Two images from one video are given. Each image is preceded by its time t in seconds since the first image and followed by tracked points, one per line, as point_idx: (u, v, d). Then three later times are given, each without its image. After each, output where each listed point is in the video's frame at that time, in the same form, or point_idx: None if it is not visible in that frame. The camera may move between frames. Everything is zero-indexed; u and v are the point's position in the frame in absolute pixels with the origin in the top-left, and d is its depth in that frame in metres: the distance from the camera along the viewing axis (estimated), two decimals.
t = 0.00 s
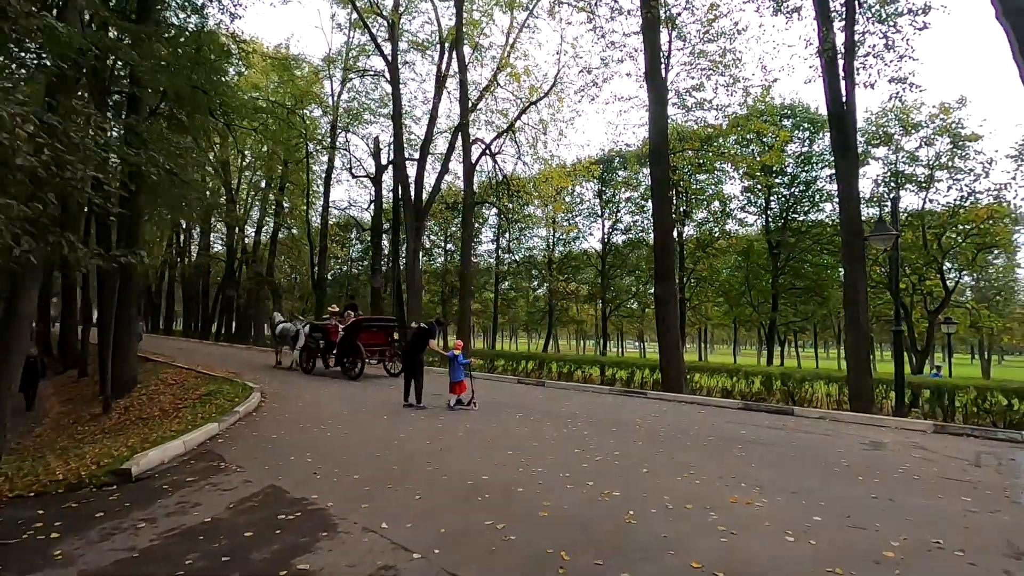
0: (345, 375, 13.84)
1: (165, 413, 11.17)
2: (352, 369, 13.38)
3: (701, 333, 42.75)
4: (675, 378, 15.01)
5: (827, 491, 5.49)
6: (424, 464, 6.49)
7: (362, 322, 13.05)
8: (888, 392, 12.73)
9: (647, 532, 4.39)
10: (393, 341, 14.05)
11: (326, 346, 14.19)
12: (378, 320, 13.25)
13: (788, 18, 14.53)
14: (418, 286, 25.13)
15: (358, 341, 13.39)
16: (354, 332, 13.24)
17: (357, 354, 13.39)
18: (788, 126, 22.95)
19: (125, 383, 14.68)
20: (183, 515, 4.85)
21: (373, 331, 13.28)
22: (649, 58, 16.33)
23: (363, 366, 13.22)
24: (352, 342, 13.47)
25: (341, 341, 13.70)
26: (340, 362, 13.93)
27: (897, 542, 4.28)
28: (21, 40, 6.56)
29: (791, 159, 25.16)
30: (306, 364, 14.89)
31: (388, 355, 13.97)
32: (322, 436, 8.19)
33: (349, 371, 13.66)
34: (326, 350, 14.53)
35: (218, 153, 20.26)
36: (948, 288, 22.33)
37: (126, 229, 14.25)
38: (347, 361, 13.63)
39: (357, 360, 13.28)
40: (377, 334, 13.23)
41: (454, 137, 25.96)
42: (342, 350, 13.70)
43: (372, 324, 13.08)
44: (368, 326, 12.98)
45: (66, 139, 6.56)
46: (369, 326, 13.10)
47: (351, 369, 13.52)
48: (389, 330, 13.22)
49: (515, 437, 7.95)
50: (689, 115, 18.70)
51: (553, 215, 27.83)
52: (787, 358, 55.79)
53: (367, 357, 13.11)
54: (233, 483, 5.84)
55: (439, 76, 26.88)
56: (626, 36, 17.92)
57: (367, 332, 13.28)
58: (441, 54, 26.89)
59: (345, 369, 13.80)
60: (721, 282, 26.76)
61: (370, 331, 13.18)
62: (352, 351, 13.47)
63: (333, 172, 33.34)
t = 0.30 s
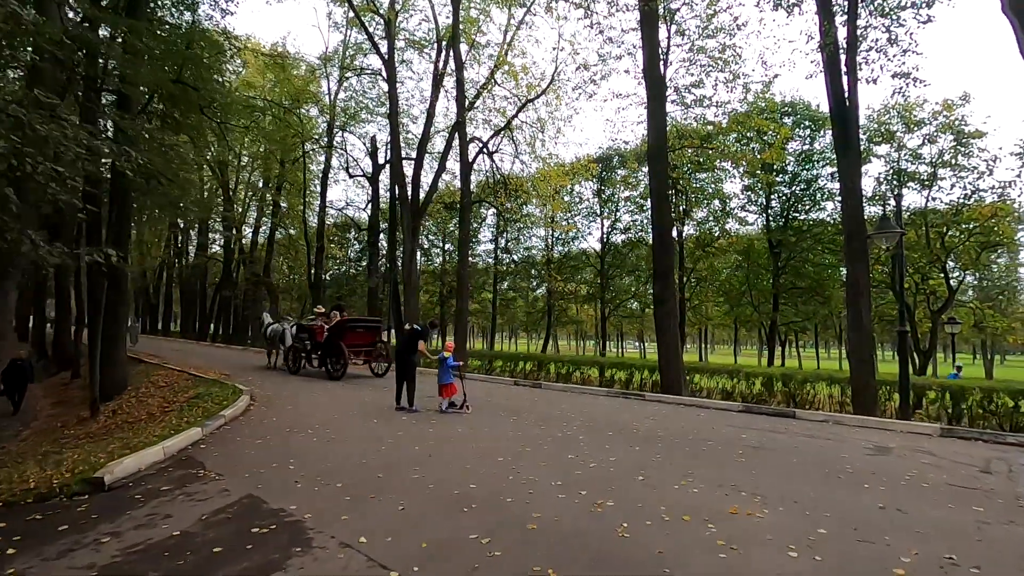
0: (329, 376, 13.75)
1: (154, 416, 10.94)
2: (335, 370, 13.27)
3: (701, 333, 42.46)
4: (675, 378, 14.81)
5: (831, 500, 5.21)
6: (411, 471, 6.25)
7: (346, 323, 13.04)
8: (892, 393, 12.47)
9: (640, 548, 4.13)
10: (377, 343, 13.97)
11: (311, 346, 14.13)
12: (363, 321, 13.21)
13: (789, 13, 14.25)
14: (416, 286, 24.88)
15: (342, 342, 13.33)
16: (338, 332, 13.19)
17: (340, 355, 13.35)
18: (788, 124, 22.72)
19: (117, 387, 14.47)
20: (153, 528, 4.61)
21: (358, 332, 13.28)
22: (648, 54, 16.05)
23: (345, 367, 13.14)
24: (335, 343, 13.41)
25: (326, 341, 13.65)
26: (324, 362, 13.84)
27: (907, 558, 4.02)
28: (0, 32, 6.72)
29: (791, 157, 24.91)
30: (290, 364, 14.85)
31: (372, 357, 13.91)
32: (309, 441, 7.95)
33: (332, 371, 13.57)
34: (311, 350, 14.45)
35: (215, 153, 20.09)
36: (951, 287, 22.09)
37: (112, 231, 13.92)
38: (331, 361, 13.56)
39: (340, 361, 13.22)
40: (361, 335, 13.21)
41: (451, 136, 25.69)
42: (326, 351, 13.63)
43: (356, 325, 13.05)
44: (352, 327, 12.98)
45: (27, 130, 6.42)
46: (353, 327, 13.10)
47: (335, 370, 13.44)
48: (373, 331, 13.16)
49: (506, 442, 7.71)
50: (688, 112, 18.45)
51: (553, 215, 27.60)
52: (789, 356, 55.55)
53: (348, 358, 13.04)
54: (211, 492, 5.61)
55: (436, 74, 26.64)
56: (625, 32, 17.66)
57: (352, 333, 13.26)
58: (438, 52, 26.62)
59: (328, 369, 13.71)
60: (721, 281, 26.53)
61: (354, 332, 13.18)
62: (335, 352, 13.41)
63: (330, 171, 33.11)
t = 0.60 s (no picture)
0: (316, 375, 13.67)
1: (145, 417, 10.77)
2: (322, 369, 13.25)
3: (704, 332, 42.12)
4: (675, 379, 14.59)
5: (833, 507, 4.97)
6: (397, 475, 6.03)
7: (332, 323, 12.97)
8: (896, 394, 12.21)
9: (630, 558, 3.90)
10: (365, 342, 13.87)
11: (299, 345, 14.06)
12: (350, 320, 13.12)
13: (791, 6, 13.95)
14: (415, 285, 24.68)
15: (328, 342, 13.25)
16: (324, 331, 13.12)
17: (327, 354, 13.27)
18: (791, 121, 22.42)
19: (110, 387, 14.31)
20: (121, 535, 4.41)
21: (344, 331, 13.19)
22: (648, 50, 15.79)
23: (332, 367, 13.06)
24: (322, 342, 13.34)
25: (313, 340, 13.57)
26: (311, 361, 13.76)
27: (915, 570, 3.78)
28: None
29: (795, 154, 24.59)
30: (279, 363, 14.80)
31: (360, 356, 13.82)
32: (297, 443, 7.75)
33: (319, 370, 13.49)
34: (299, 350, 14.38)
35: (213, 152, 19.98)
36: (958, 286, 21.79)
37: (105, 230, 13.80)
38: (318, 361, 13.48)
39: (326, 360, 13.15)
40: (347, 334, 13.12)
41: (450, 134, 25.49)
42: (313, 350, 13.55)
43: (342, 324, 12.97)
44: (337, 326, 12.90)
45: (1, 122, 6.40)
46: (340, 327, 13.02)
47: (321, 369, 13.36)
48: (359, 331, 13.05)
49: (497, 445, 7.49)
50: (690, 109, 18.15)
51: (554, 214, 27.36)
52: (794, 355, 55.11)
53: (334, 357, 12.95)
54: (188, 496, 5.41)
55: (436, 72, 26.44)
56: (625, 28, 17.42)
57: (338, 332, 13.18)
58: (437, 50, 26.41)
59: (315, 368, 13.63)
60: (723, 280, 26.21)
61: (340, 331, 13.09)
62: (322, 351, 13.34)
63: (330, 171, 32.96)
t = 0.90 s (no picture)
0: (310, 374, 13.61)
1: (143, 418, 10.68)
2: (316, 368, 13.18)
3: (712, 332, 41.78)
4: (681, 380, 14.27)
5: (841, 519, 4.70)
6: (387, 481, 5.84)
7: (326, 323, 12.87)
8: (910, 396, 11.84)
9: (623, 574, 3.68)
10: (359, 342, 13.76)
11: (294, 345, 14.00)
12: (344, 320, 13.00)
13: None
14: (420, 285, 24.52)
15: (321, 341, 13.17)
16: (317, 331, 13.04)
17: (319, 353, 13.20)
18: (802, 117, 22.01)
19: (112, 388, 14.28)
20: (95, 545, 4.25)
21: (338, 332, 13.09)
22: (653, 45, 15.49)
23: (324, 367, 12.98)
24: (315, 341, 13.26)
25: (308, 340, 13.49)
26: (305, 361, 13.69)
27: None
28: None
29: (805, 151, 24.16)
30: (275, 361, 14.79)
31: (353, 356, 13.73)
32: (289, 446, 7.59)
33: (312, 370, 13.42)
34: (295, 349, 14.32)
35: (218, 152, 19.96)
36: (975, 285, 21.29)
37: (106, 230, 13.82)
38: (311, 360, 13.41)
39: (318, 360, 13.07)
40: (340, 334, 13.01)
41: (455, 133, 25.32)
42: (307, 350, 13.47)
43: (336, 324, 12.87)
44: (331, 326, 12.80)
45: None
46: (333, 327, 12.92)
47: (314, 369, 13.29)
48: (352, 331, 12.92)
49: (493, 449, 7.27)
50: (697, 105, 17.82)
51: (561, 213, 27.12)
52: (806, 356, 54.33)
53: (326, 358, 12.84)
54: (171, 503, 5.25)
55: (441, 71, 26.30)
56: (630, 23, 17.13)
57: (332, 332, 13.09)
58: (442, 48, 26.25)
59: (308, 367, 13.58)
60: (732, 280, 25.73)
61: (334, 331, 12.99)
62: (315, 351, 13.26)
63: (336, 170, 32.94)
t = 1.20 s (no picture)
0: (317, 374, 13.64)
1: (159, 419, 10.72)
2: (323, 369, 13.18)
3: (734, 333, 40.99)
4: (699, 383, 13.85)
5: (871, 532, 4.37)
6: (391, 486, 5.66)
7: (334, 324, 12.85)
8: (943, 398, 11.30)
9: None
10: (366, 343, 13.75)
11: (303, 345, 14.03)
12: (352, 321, 12.97)
13: None
14: (437, 286, 24.42)
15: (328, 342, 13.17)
16: (325, 332, 13.04)
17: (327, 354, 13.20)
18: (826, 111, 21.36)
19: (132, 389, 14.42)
20: (89, 552, 4.14)
21: (346, 333, 13.07)
22: (671, 39, 15.13)
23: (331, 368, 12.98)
24: (323, 342, 13.26)
25: (317, 341, 13.50)
26: (313, 361, 13.70)
27: None
28: None
29: (829, 146, 23.47)
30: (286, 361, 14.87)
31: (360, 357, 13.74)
32: (296, 449, 7.48)
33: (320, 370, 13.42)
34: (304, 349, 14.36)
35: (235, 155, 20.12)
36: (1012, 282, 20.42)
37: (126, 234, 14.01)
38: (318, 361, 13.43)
39: (326, 360, 13.07)
40: (347, 336, 12.99)
41: (471, 133, 25.20)
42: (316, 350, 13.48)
43: (343, 325, 12.84)
44: (338, 328, 12.79)
45: None
46: (341, 328, 12.90)
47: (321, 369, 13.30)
48: (360, 332, 12.88)
49: (501, 452, 7.06)
50: (716, 99, 17.37)
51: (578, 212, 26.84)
52: (832, 357, 52.99)
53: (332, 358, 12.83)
54: (170, 507, 5.14)
55: (456, 71, 26.21)
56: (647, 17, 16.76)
57: (340, 333, 13.07)
58: (457, 49, 26.17)
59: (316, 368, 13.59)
60: (755, 279, 24.99)
61: (342, 332, 12.97)
62: (322, 351, 13.27)
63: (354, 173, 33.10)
